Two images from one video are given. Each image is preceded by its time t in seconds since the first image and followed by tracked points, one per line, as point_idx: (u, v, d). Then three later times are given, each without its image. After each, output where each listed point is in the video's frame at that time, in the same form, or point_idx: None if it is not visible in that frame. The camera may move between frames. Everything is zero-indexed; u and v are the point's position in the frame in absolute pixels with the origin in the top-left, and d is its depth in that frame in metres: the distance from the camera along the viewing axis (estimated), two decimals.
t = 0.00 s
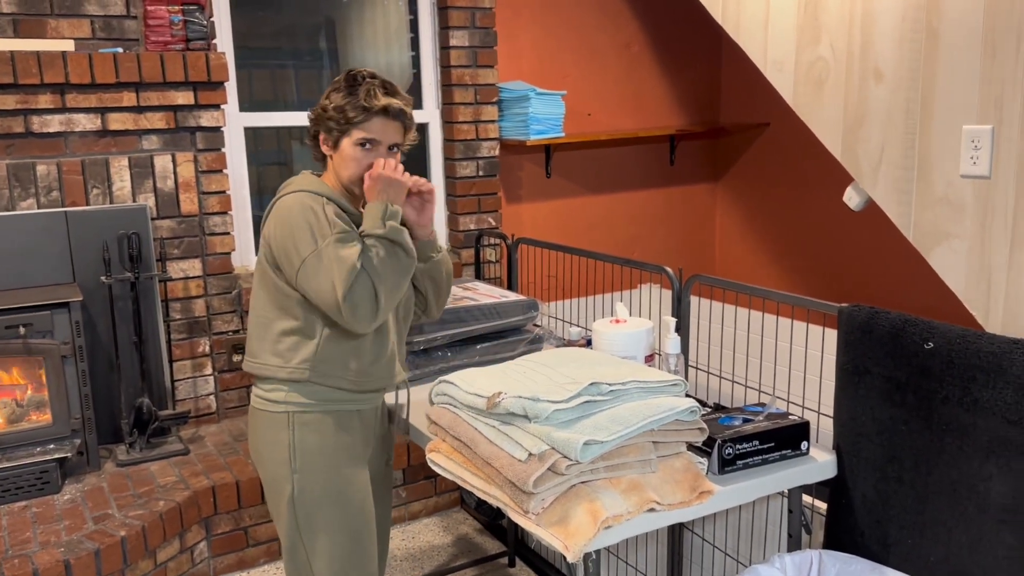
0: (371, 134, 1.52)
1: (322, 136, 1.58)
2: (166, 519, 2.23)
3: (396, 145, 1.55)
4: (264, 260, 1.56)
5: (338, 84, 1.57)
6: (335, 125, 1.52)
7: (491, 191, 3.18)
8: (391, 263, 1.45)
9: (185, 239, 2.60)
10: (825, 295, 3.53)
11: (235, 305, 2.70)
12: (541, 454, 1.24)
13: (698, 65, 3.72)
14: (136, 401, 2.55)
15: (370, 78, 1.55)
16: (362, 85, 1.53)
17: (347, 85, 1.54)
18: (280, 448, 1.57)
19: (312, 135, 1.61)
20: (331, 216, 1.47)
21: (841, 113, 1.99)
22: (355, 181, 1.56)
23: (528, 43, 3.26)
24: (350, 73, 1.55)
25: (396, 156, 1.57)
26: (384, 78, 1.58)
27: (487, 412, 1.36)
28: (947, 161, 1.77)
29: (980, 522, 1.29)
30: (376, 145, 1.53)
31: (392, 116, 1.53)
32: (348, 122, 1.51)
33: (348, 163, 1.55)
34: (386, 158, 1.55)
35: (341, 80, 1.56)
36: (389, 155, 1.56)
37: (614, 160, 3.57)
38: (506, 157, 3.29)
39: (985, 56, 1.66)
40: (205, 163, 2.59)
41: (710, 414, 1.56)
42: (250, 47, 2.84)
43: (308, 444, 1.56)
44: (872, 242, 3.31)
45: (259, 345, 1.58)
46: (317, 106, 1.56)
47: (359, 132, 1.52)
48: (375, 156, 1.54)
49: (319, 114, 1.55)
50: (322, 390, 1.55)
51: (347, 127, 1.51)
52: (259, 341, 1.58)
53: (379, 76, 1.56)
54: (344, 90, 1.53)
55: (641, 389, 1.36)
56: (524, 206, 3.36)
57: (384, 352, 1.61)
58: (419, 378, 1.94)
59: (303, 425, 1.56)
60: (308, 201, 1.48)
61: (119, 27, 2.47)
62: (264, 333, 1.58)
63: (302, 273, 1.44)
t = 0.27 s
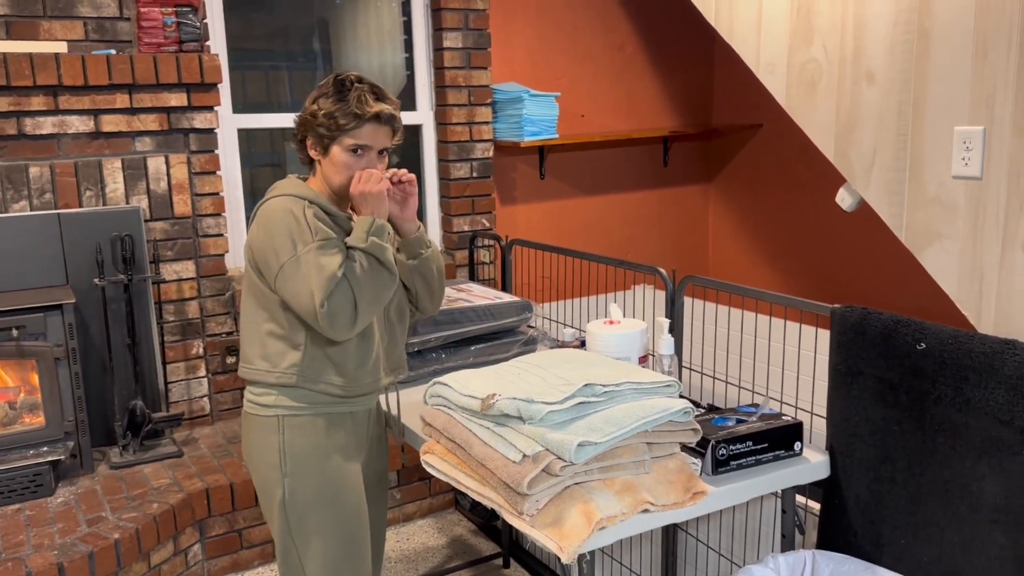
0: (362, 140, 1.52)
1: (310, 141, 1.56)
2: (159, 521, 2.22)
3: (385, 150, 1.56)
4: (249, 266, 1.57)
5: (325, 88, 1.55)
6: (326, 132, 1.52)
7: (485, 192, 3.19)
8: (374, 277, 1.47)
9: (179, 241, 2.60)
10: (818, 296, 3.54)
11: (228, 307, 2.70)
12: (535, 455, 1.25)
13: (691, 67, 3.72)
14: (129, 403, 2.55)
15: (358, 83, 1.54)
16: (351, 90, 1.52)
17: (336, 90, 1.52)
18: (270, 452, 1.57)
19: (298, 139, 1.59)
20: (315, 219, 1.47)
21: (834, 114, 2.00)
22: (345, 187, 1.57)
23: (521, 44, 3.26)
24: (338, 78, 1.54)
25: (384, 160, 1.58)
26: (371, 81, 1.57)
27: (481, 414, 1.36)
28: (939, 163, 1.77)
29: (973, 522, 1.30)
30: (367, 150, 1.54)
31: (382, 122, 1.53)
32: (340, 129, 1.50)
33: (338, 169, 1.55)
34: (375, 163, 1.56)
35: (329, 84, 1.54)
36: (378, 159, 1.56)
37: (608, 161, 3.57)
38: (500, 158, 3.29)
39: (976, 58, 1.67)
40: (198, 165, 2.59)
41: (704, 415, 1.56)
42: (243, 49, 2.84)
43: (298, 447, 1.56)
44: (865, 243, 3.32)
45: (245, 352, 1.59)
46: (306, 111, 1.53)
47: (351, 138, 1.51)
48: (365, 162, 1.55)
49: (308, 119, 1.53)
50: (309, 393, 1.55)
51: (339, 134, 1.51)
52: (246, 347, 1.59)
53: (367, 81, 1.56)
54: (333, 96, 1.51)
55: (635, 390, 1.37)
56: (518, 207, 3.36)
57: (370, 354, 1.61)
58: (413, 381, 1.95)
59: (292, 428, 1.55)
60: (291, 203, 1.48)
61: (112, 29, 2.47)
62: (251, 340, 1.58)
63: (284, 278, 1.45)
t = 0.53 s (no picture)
0: (356, 135, 1.53)
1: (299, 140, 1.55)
2: (155, 523, 2.22)
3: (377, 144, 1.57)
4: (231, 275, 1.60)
5: (311, 85, 1.55)
6: (318, 128, 1.51)
7: (480, 193, 3.19)
8: (307, 304, 1.40)
9: (174, 242, 2.60)
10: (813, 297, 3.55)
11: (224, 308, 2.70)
12: (531, 455, 1.25)
13: (685, 68, 3.73)
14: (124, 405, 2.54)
15: (346, 79, 1.55)
16: (340, 85, 1.53)
17: (324, 86, 1.53)
18: (262, 462, 1.57)
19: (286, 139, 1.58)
20: (263, 237, 1.43)
21: (828, 115, 2.00)
22: (340, 183, 1.56)
23: (517, 45, 3.26)
24: (324, 74, 1.55)
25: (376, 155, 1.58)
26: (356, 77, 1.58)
27: (477, 415, 1.36)
28: (933, 164, 1.78)
29: (967, 521, 1.30)
30: (361, 146, 1.54)
31: (373, 116, 1.54)
32: (334, 125, 1.51)
33: (332, 166, 1.54)
34: (370, 158, 1.56)
35: (316, 81, 1.54)
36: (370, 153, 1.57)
37: (603, 162, 3.58)
38: (495, 159, 3.30)
39: (969, 59, 1.67)
40: (193, 166, 2.59)
41: (699, 415, 1.57)
42: (238, 50, 2.84)
43: (288, 457, 1.56)
44: (859, 244, 3.33)
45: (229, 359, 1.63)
46: (294, 109, 1.53)
47: (345, 133, 1.52)
48: (360, 157, 1.55)
49: (298, 117, 1.53)
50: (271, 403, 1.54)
51: (333, 129, 1.51)
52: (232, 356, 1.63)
53: (354, 76, 1.57)
54: (322, 92, 1.52)
55: (630, 390, 1.37)
56: (514, 208, 3.37)
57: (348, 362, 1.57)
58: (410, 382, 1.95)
59: (283, 438, 1.56)
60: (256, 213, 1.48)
61: (107, 30, 2.47)
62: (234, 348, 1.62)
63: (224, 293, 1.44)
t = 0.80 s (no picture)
0: (370, 149, 1.54)
1: (308, 147, 1.51)
2: (149, 525, 2.22)
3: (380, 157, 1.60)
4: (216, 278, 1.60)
5: (323, 91, 1.51)
6: (337, 140, 1.49)
7: (475, 195, 3.20)
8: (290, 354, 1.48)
9: (168, 244, 2.59)
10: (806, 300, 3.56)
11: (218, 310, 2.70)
12: (526, 458, 1.25)
13: (679, 70, 3.74)
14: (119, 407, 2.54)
15: (359, 89, 1.54)
16: (359, 97, 1.52)
17: (342, 96, 1.50)
18: (251, 475, 1.56)
19: (290, 144, 1.52)
20: (241, 265, 1.42)
21: (821, 118, 2.01)
22: (345, 194, 1.56)
23: (511, 48, 3.27)
24: (337, 82, 1.52)
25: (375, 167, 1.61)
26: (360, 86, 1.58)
27: (473, 417, 1.37)
28: (925, 166, 1.79)
29: (960, 522, 1.31)
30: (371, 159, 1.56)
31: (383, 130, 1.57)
32: (354, 137, 1.50)
33: (343, 178, 1.54)
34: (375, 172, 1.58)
35: (329, 88, 1.51)
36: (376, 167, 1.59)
37: (598, 164, 3.58)
38: (490, 162, 3.30)
39: (962, 62, 1.68)
40: (188, 168, 2.59)
41: (694, 417, 1.58)
42: (232, 52, 2.84)
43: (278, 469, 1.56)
44: (852, 247, 3.35)
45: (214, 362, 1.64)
46: (311, 116, 1.48)
47: (363, 147, 1.52)
48: (369, 171, 1.57)
49: (316, 125, 1.48)
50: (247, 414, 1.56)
51: (352, 142, 1.51)
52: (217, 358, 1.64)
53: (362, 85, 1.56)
54: (342, 102, 1.50)
55: (625, 392, 1.38)
56: (508, 210, 3.37)
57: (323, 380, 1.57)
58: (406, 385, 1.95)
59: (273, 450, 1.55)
60: (241, 228, 1.47)
61: (101, 32, 2.47)
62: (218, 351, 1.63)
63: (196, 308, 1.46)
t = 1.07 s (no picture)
0: (348, 152, 1.51)
1: (284, 150, 1.48)
2: (143, 526, 2.21)
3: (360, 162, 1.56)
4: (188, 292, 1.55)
5: (302, 93, 1.48)
6: (314, 142, 1.46)
7: (470, 195, 3.20)
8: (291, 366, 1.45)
9: (162, 244, 2.59)
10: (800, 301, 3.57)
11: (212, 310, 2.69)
12: (521, 456, 1.26)
13: (673, 70, 3.75)
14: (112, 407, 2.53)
15: (339, 91, 1.52)
16: (337, 99, 1.49)
17: (320, 97, 1.48)
18: (233, 489, 1.52)
19: (266, 147, 1.49)
20: (234, 278, 1.38)
21: (815, 117, 2.02)
22: (322, 199, 1.53)
23: (506, 48, 3.27)
24: (316, 84, 1.49)
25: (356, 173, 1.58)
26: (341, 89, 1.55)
27: (467, 416, 1.37)
28: (918, 166, 1.79)
29: (953, 521, 1.32)
30: (349, 163, 1.53)
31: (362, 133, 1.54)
32: (332, 139, 1.47)
33: (320, 182, 1.50)
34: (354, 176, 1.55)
35: (307, 90, 1.48)
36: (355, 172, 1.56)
37: (592, 164, 3.59)
38: (484, 161, 3.30)
39: (955, 63, 1.69)
40: (182, 168, 2.59)
41: (687, 416, 1.58)
42: (226, 51, 2.83)
43: (262, 480, 1.52)
44: (845, 248, 3.36)
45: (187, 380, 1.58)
46: (288, 118, 1.45)
47: (341, 150, 1.49)
48: (347, 175, 1.53)
49: (293, 127, 1.45)
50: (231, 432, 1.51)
51: (330, 144, 1.48)
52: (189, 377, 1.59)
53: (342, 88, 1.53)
54: (320, 104, 1.47)
55: (619, 391, 1.38)
56: (503, 210, 3.38)
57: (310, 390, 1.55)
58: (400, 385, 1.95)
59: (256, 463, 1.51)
60: (223, 239, 1.42)
61: (95, 31, 2.46)
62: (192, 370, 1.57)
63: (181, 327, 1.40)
